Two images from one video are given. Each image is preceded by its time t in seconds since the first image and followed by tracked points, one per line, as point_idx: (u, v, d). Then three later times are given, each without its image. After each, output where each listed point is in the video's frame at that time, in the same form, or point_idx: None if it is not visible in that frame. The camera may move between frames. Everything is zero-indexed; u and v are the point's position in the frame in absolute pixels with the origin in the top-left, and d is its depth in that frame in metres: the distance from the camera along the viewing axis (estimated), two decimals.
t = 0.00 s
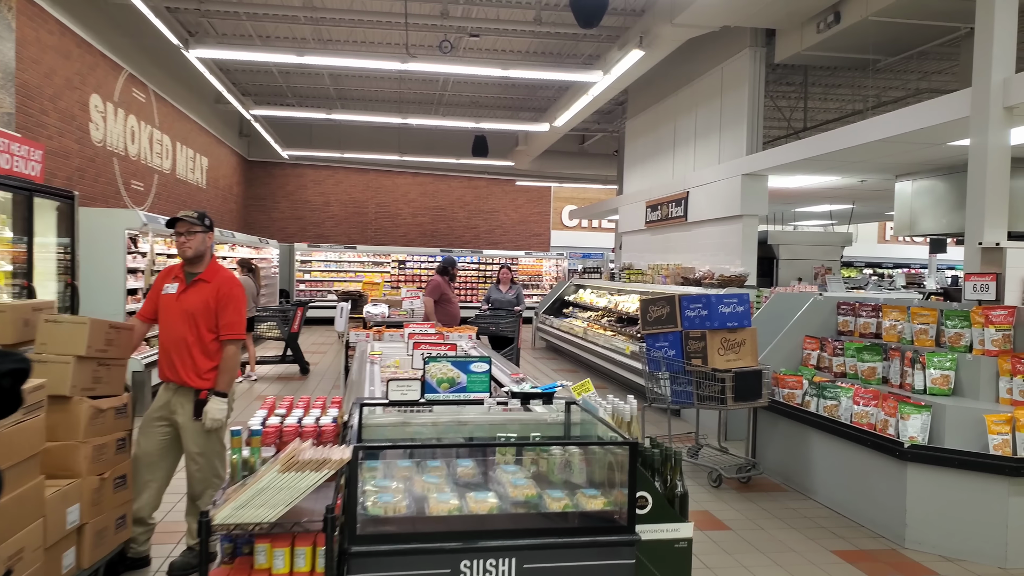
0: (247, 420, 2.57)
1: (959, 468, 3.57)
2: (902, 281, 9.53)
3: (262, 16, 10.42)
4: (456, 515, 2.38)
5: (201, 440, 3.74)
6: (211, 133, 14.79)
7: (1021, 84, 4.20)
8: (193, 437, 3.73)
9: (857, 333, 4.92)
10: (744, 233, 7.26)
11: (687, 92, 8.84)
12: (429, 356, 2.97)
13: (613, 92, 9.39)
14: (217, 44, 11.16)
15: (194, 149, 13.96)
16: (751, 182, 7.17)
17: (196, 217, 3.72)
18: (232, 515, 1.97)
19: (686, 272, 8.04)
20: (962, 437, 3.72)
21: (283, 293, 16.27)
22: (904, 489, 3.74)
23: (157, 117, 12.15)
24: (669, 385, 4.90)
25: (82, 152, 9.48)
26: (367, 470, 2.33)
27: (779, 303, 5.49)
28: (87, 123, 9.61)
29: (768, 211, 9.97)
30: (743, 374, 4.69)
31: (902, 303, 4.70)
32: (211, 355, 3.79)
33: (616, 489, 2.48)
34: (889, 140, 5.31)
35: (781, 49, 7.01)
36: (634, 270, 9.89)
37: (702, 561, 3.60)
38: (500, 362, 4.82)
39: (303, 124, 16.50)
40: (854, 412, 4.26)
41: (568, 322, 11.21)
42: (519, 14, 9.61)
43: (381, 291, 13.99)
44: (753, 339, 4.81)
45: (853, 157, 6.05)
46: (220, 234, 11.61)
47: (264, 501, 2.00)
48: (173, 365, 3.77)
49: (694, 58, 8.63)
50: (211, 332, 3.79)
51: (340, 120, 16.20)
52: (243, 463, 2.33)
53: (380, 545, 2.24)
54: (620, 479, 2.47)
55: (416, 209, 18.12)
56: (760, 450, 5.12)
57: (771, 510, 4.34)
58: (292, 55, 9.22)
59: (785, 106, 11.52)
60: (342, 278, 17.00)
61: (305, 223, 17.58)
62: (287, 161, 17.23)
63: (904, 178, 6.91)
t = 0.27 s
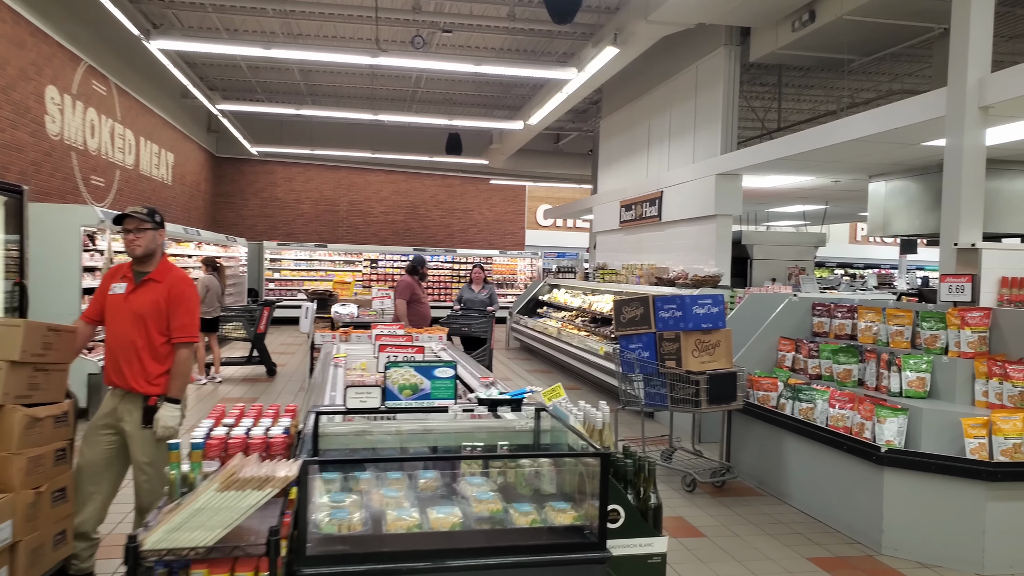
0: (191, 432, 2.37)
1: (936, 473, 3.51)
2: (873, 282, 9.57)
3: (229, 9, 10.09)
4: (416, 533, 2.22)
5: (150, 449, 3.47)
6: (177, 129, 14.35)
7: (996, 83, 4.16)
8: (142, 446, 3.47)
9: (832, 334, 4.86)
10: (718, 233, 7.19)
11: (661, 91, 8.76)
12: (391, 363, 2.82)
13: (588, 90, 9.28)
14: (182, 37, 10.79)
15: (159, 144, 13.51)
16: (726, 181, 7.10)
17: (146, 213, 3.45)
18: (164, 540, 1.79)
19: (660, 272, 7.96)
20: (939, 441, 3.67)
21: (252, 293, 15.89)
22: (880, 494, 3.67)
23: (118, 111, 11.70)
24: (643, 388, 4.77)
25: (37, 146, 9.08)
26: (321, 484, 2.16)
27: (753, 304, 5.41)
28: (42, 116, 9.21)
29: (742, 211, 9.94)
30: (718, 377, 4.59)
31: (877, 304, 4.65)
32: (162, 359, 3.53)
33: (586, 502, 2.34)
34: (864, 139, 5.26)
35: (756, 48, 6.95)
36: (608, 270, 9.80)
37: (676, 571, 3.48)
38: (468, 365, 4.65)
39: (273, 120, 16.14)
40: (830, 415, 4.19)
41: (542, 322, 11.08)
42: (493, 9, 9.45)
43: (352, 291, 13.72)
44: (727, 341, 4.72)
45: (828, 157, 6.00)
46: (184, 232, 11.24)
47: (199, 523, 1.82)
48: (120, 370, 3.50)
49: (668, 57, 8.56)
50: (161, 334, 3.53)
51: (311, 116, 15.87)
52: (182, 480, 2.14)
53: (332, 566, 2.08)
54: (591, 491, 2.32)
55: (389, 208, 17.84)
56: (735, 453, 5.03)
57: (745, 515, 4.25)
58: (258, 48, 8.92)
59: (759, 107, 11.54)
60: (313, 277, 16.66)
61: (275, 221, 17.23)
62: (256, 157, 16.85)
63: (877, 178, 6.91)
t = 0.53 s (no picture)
0: (112, 441, 2.15)
1: (907, 472, 3.43)
2: (844, 280, 9.60)
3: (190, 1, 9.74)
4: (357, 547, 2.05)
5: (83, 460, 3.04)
6: (139, 125, 13.88)
7: (965, 76, 4.11)
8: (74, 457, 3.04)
9: (802, 332, 4.79)
10: (689, 230, 7.11)
11: (632, 88, 8.67)
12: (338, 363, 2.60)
13: (558, 87, 9.16)
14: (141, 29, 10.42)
15: (120, 141, 13.04)
16: (696, 178, 7.02)
17: (79, 206, 3.05)
18: (65, 563, 1.55)
19: (631, 270, 7.86)
20: (910, 439, 3.59)
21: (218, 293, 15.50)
22: (851, 494, 3.58)
23: (75, 106, 11.16)
24: (611, 387, 4.65)
25: None
26: (254, 493, 1.99)
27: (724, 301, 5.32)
28: None
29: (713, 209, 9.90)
30: (687, 376, 4.48)
31: (848, 301, 4.58)
32: (98, 362, 3.17)
33: (542, 511, 2.17)
34: (833, 134, 5.20)
35: (726, 43, 6.89)
36: (580, 269, 9.69)
37: None
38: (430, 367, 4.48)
39: (240, 117, 15.77)
40: (800, 414, 4.10)
41: (514, 321, 10.93)
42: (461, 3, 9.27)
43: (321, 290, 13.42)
44: (696, 339, 4.62)
45: (798, 153, 5.94)
46: (144, 230, 10.87)
47: (106, 542, 1.60)
48: (50, 375, 3.13)
49: (638, 53, 8.47)
50: (97, 335, 3.16)
51: (279, 113, 15.53)
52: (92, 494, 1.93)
53: None
54: (546, 500, 2.16)
55: (359, 206, 17.55)
56: (705, 453, 4.94)
57: (715, 518, 4.13)
58: (218, 40, 8.62)
59: (730, 105, 11.53)
60: (282, 277, 16.31)
61: (242, 219, 16.84)
62: (222, 155, 16.45)
63: (848, 175, 6.88)
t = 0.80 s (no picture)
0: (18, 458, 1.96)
1: (874, 477, 3.36)
2: (817, 280, 9.60)
3: None
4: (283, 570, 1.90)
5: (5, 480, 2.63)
6: (104, 122, 13.45)
7: (933, 74, 4.04)
8: None
9: (771, 333, 4.70)
10: (661, 230, 7.02)
11: (604, 86, 8.57)
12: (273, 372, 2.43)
13: (530, 85, 9.03)
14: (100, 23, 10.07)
15: (83, 138, 12.62)
16: (668, 178, 6.93)
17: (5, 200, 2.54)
18: None
19: (604, 270, 7.76)
20: (877, 443, 3.51)
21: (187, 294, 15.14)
22: (817, 500, 3.49)
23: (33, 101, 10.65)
24: (578, 390, 4.59)
25: None
26: (170, 514, 1.83)
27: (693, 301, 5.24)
28: None
29: (687, 209, 9.83)
30: (653, 379, 4.38)
31: (817, 302, 4.51)
32: (24, 372, 2.75)
33: (484, 529, 2.01)
34: (803, 133, 5.13)
35: (698, 41, 6.81)
36: (553, 269, 9.57)
37: None
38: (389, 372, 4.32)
39: (210, 114, 15.42)
40: (768, 418, 4.01)
41: (487, 322, 10.80)
42: None
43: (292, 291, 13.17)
44: (663, 341, 4.52)
45: (769, 152, 5.87)
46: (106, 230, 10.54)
47: None
48: None
49: (611, 51, 8.37)
50: (23, 342, 2.74)
51: (250, 110, 15.21)
52: None
53: None
54: (487, 518, 2.00)
55: (333, 205, 17.28)
56: (673, 457, 4.84)
57: (681, 524, 4.03)
58: (178, 35, 8.33)
59: (705, 104, 11.48)
60: (253, 277, 15.98)
61: (213, 219, 16.48)
62: (191, 153, 16.08)
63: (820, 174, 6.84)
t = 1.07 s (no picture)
0: None
1: (846, 482, 3.30)
2: (796, 279, 9.59)
3: None
4: None
5: None
6: (75, 120, 13.11)
7: (907, 72, 3.99)
8: None
9: (745, 335, 4.65)
10: (637, 230, 6.96)
11: (582, 85, 8.49)
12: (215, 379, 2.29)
13: (507, 83, 8.93)
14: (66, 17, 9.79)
15: (53, 136, 12.26)
16: (645, 177, 6.87)
17: None
18: None
19: (581, 270, 7.68)
20: (850, 447, 3.45)
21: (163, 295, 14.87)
22: (789, 506, 3.43)
23: None
24: (550, 392, 4.51)
25: None
26: (95, 532, 1.70)
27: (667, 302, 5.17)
28: None
29: (667, 209, 9.78)
30: (625, 381, 4.31)
31: (791, 302, 4.46)
32: None
33: (432, 545, 1.90)
34: (778, 132, 5.08)
35: (674, 39, 6.75)
36: (532, 268, 9.47)
37: None
38: (355, 375, 4.23)
39: (185, 112, 15.15)
40: (741, 420, 3.95)
41: (466, 322, 10.69)
42: None
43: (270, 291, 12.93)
44: (636, 342, 4.45)
45: (745, 151, 5.81)
46: (75, 230, 10.28)
47: None
48: None
49: (588, 49, 8.28)
50: None
51: (226, 108, 14.95)
52: None
53: None
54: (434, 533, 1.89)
55: (312, 204, 17.06)
56: (647, 460, 4.77)
57: (653, 529, 3.95)
58: (146, 30, 8.11)
59: (685, 103, 11.43)
60: (231, 278, 15.74)
61: (189, 218, 16.21)
62: (165, 151, 15.80)
63: (797, 173, 6.79)
